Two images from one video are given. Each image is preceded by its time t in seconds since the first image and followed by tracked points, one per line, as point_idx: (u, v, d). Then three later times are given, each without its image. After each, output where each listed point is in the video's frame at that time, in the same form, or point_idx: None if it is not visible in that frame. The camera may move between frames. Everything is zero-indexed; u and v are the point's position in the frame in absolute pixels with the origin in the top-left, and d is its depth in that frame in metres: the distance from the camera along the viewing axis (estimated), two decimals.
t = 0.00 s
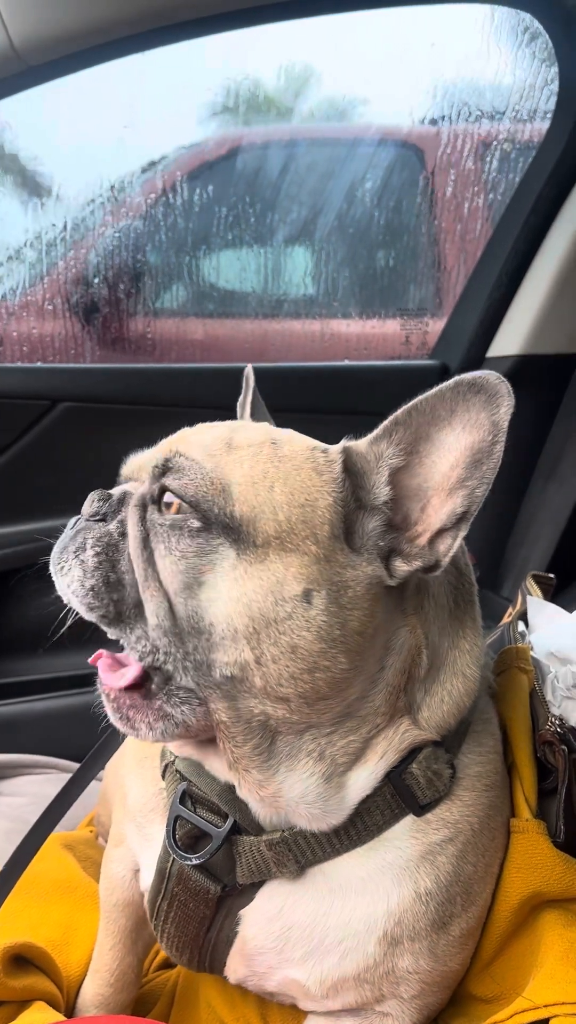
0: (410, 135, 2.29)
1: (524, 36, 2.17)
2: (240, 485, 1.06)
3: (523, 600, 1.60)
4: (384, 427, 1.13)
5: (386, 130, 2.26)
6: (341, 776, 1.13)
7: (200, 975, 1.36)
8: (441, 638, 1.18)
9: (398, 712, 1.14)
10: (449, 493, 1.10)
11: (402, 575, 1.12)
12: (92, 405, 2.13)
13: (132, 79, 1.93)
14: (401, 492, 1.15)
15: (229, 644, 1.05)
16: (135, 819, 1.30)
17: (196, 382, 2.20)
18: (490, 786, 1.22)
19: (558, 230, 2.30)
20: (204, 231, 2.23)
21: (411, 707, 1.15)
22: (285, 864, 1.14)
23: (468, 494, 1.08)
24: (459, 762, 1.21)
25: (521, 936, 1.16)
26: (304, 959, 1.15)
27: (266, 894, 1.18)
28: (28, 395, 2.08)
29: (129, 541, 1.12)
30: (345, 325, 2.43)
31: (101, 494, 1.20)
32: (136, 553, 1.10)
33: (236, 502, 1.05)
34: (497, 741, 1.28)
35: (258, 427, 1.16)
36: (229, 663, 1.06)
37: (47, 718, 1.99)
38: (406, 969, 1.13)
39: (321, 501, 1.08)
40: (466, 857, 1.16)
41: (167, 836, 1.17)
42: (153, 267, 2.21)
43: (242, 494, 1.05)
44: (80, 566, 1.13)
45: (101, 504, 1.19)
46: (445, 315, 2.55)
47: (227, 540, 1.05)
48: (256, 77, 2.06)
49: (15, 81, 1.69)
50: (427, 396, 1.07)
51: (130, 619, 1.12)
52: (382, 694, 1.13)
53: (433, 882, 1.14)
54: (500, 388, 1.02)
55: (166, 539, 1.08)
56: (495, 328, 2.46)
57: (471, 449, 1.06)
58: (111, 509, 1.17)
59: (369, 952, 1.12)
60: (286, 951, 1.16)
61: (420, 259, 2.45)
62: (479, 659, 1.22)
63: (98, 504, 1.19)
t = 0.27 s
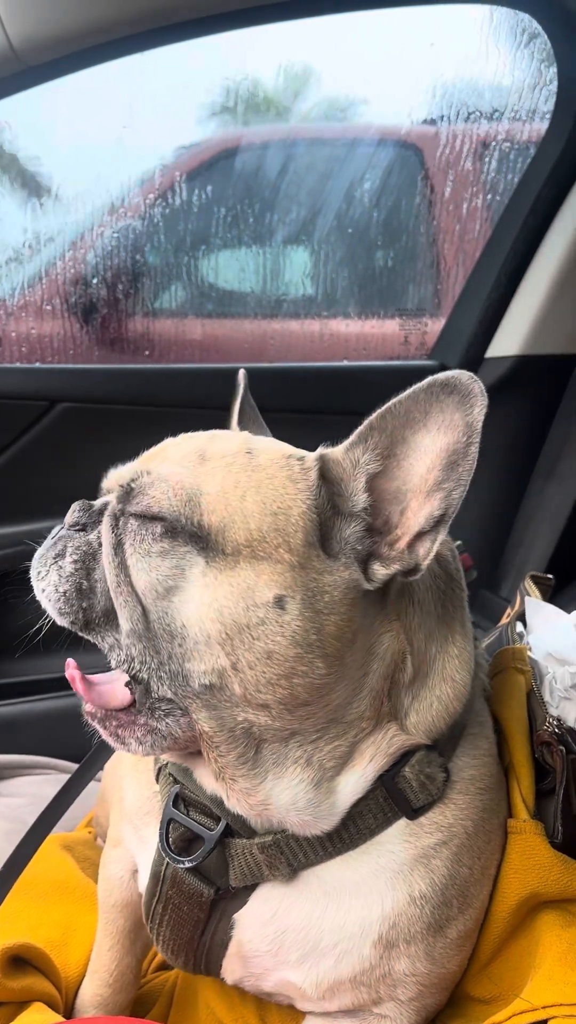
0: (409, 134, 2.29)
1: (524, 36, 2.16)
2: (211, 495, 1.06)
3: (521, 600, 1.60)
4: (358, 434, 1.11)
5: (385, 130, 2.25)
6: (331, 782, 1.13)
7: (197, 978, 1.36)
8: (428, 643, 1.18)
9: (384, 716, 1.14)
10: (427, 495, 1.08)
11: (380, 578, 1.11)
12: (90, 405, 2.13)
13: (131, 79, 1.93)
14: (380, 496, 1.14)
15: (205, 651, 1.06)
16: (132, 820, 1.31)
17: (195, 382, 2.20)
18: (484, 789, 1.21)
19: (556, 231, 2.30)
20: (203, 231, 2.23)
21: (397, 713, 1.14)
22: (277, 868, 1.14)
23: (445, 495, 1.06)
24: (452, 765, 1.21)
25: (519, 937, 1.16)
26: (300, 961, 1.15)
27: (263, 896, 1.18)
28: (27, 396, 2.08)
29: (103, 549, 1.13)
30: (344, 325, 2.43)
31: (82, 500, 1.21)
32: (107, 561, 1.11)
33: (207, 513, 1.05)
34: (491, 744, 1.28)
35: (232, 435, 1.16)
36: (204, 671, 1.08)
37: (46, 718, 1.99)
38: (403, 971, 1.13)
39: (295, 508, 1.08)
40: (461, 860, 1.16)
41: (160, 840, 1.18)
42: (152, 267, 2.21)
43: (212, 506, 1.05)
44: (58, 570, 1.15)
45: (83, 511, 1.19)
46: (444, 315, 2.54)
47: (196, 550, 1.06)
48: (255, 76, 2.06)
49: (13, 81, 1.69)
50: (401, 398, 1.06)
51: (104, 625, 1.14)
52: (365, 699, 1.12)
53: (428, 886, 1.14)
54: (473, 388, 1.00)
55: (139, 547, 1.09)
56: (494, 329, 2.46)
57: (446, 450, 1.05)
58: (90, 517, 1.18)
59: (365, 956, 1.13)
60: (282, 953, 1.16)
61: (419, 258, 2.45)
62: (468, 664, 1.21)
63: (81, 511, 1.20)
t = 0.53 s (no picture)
0: (409, 134, 2.29)
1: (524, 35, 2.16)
2: (202, 507, 1.05)
3: (522, 600, 1.60)
4: (337, 430, 1.12)
5: (385, 129, 2.25)
6: (331, 786, 1.13)
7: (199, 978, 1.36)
8: (421, 647, 1.17)
9: (380, 721, 1.14)
10: (415, 480, 1.10)
11: (382, 569, 1.12)
12: (90, 405, 2.13)
13: (130, 79, 1.92)
14: (367, 489, 1.14)
15: (208, 653, 1.05)
16: (132, 820, 1.31)
17: (196, 382, 2.20)
18: (483, 791, 1.21)
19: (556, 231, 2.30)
20: (204, 231, 2.22)
21: (391, 719, 1.15)
22: (274, 870, 1.14)
23: (433, 477, 1.08)
24: (451, 768, 1.21)
25: (520, 937, 1.16)
26: (300, 962, 1.15)
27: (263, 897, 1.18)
28: (27, 395, 2.08)
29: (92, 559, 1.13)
30: (344, 324, 2.43)
31: (74, 519, 1.21)
32: (98, 574, 1.11)
33: (196, 521, 1.05)
34: (490, 745, 1.28)
35: (221, 444, 1.15)
36: (210, 675, 1.06)
37: (46, 718, 1.99)
38: (403, 972, 1.13)
39: (289, 512, 1.08)
40: (461, 861, 1.16)
41: (158, 844, 1.18)
42: (153, 267, 2.21)
43: (201, 515, 1.05)
44: (51, 588, 1.15)
45: (72, 529, 1.19)
46: (444, 315, 2.54)
47: (188, 554, 1.05)
48: (255, 76, 2.06)
49: (13, 81, 1.69)
50: (373, 388, 1.08)
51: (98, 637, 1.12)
52: (364, 703, 1.12)
53: (427, 888, 1.14)
54: (444, 369, 1.03)
55: (129, 553, 1.09)
56: (494, 329, 2.46)
57: (428, 433, 1.07)
58: (82, 533, 1.18)
59: (365, 957, 1.13)
60: (282, 955, 1.16)
61: (419, 258, 2.45)
62: (464, 668, 1.21)
63: (71, 528, 1.19)
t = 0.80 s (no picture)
0: (410, 134, 2.29)
1: (525, 35, 2.16)
2: (208, 506, 1.04)
3: (523, 600, 1.60)
4: (326, 427, 1.14)
5: (386, 129, 2.25)
6: (337, 786, 1.13)
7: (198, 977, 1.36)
8: (419, 645, 1.17)
9: (390, 720, 1.14)
10: (409, 472, 1.12)
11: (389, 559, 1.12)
12: (91, 405, 2.13)
13: (130, 79, 1.92)
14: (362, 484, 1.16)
15: (236, 651, 1.03)
16: (132, 820, 1.31)
17: (196, 382, 2.20)
18: (483, 793, 1.21)
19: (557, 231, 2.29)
20: (204, 231, 2.22)
21: (398, 719, 1.14)
22: (273, 872, 1.15)
23: (428, 467, 1.10)
24: (450, 770, 1.21)
25: (520, 938, 1.16)
26: (299, 962, 1.15)
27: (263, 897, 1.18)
28: (27, 395, 2.08)
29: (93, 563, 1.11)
30: (345, 324, 2.43)
31: (68, 528, 1.19)
32: (102, 577, 1.09)
33: (205, 523, 1.03)
34: (490, 747, 1.28)
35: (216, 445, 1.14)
36: (244, 668, 1.03)
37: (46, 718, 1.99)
38: (402, 973, 1.13)
39: (295, 508, 1.08)
40: (460, 863, 1.16)
41: (157, 844, 1.19)
42: (153, 267, 2.21)
43: (209, 516, 1.04)
44: (51, 598, 1.12)
45: (64, 539, 1.17)
46: (444, 315, 2.55)
47: (203, 554, 1.03)
48: (255, 76, 2.06)
49: (13, 81, 1.69)
50: (361, 382, 1.10)
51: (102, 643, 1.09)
52: (375, 701, 1.12)
53: (427, 890, 1.14)
54: (430, 359, 1.07)
55: (134, 552, 1.07)
56: (494, 329, 2.46)
57: (419, 425, 1.10)
58: (78, 539, 1.16)
59: (364, 959, 1.13)
60: (281, 955, 1.16)
61: (419, 258, 2.45)
62: (463, 670, 1.21)
63: (62, 538, 1.18)
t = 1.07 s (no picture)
0: (411, 134, 2.29)
1: (526, 34, 2.16)
2: (227, 493, 1.05)
3: (524, 600, 1.60)
4: (330, 414, 1.14)
5: (386, 129, 2.25)
6: (357, 777, 1.13)
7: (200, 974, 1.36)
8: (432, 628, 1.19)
9: (412, 701, 1.14)
10: (411, 456, 1.14)
11: (406, 535, 1.14)
12: (92, 404, 2.13)
13: (131, 79, 1.92)
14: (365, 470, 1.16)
15: (282, 625, 1.03)
16: (133, 818, 1.31)
17: (197, 381, 2.20)
18: (485, 790, 1.22)
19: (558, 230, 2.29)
20: (205, 231, 2.22)
21: (418, 702, 1.15)
22: (275, 869, 1.14)
23: (431, 450, 1.13)
24: (452, 767, 1.21)
25: (522, 937, 1.16)
26: (301, 959, 1.15)
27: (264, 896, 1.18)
28: (28, 394, 2.09)
29: (113, 563, 1.11)
30: (346, 323, 2.43)
31: (75, 529, 1.19)
32: (123, 572, 1.10)
33: (226, 510, 1.04)
34: (491, 745, 1.28)
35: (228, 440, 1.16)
36: (297, 640, 1.04)
37: (47, 718, 1.99)
38: (402, 970, 1.13)
39: (312, 490, 1.10)
40: (461, 860, 1.16)
41: (159, 839, 1.19)
42: (154, 267, 2.21)
43: (228, 503, 1.05)
44: (69, 597, 1.12)
45: (73, 538, 1.18)
46: (445, 314, 2.55)
47: (228, 539, 1.03)
48: (256, 76, 2.06)
49: (15, 81, 1.69)
50: (362, 370, 1.11)
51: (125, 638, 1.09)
52: (400, 680, 1.12)
53: (427, 887, 1.14)
54: (433, 346, 1.09)
55: (157, 549, 1.07)
56: (496, 328, 2.46)
57: (420, 410, 1.12)
58: (88, 539, 1.15)
59: (365, 955, 1.13)
60: (283, 953, 1.16)
61: (420, 258, 2.45)
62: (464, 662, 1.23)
63: (71, 538, 1.18)
